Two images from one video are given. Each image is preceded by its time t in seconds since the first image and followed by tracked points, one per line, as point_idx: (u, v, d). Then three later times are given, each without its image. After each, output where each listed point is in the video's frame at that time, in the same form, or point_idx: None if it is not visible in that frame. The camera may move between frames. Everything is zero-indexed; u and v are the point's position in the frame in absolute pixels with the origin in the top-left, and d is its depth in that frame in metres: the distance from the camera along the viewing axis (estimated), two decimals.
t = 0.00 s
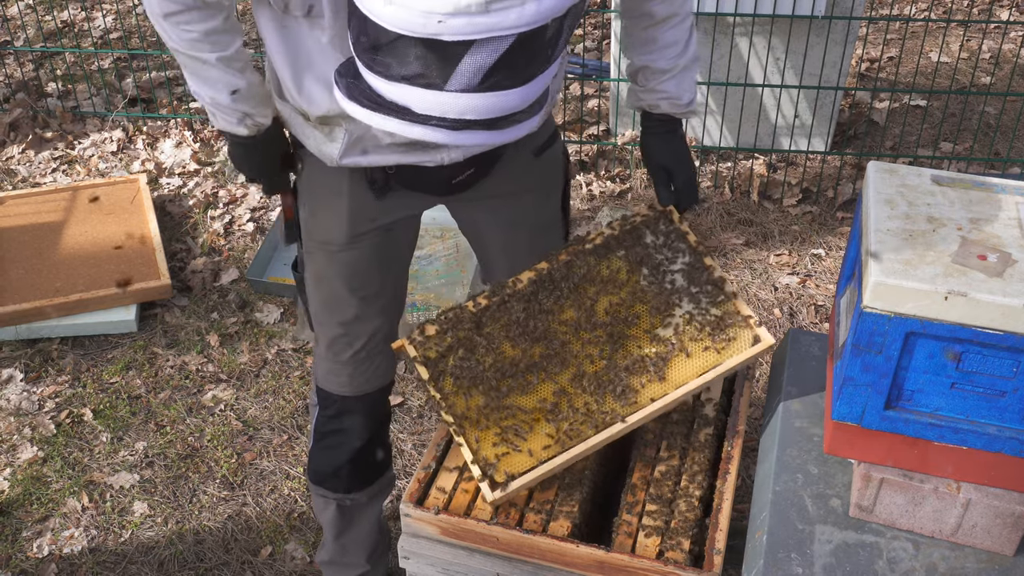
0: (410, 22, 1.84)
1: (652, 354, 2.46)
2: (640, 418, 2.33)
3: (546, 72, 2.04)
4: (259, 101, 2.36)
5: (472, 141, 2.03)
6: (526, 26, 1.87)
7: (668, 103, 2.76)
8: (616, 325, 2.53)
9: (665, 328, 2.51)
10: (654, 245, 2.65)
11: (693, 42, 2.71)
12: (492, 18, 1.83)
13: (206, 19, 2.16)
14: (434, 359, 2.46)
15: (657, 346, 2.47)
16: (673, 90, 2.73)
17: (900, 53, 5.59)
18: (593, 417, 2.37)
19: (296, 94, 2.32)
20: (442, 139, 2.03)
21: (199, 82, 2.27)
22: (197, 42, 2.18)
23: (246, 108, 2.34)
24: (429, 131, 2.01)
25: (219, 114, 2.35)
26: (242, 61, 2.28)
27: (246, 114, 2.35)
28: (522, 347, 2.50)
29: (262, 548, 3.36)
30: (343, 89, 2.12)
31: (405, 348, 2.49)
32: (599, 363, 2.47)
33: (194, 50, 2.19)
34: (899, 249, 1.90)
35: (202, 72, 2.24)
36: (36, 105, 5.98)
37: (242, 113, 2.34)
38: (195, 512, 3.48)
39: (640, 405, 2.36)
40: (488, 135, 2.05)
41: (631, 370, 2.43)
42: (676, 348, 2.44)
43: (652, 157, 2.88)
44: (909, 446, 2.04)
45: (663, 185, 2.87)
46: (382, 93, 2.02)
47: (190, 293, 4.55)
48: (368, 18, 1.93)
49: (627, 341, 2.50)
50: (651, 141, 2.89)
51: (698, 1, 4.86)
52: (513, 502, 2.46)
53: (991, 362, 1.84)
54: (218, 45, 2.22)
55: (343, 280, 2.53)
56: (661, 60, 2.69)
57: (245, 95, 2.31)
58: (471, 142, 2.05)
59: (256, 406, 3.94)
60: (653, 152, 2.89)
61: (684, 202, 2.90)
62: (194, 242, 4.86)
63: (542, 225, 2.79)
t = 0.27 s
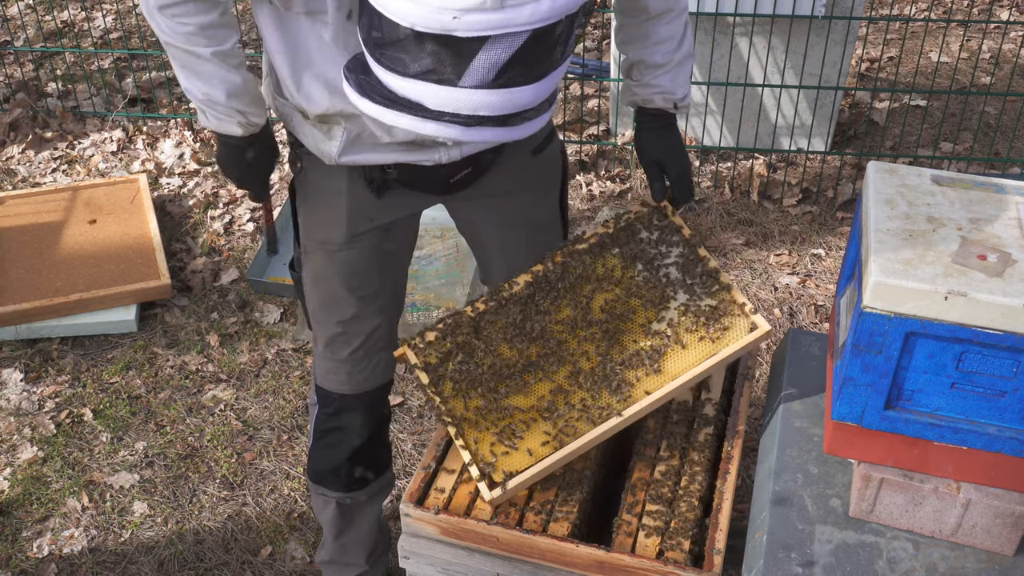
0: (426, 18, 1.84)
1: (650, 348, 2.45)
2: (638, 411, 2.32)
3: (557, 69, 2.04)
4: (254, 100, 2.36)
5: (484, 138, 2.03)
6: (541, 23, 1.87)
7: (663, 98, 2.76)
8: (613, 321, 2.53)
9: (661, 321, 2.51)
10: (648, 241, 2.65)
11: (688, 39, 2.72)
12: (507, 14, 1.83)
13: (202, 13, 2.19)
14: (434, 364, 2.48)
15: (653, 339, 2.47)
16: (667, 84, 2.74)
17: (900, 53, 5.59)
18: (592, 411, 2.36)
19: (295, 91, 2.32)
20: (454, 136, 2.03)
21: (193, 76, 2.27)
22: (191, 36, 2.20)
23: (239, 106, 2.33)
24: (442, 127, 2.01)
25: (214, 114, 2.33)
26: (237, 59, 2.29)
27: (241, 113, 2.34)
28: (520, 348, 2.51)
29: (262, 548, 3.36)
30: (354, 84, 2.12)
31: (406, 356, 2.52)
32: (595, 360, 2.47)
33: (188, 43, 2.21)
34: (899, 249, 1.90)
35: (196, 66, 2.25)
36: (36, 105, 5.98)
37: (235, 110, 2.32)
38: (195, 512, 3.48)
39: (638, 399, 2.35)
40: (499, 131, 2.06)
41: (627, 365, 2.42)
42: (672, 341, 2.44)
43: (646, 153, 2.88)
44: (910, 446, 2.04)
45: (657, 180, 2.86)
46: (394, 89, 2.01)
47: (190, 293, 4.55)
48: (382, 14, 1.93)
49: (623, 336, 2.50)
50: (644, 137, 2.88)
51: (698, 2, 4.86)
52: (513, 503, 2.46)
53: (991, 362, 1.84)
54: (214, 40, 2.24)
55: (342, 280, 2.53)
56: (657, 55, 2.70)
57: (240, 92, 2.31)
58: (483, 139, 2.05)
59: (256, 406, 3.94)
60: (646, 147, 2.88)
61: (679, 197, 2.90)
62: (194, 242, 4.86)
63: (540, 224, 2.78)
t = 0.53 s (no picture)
0: (431, 14, 1.82)
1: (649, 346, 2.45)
2: (638, 410, 2.31)
3: (562, 66, 2.02)
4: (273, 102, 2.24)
5: (490, 135, 2.00)
6: (547, 20, 1.85)
7: (663, 98, 2.76)
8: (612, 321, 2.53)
9: (660, 319, 2.51)
10: (648, 241, 2.67)
11: (687, 39, 2.72)
12: (514, 11, 1.81)
13: (203, 19, 2.09)
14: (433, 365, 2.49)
15: (651, 338, 2.46)
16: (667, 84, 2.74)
17: (900, 53, 5.59)
18: (590, 411, 2.36)
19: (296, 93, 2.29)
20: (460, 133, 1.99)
21: (206, 87, 2.17)
22: (200, 43, 2.11)
23: (259, 109, 2.20)
24: (448, 123, 1.96)
25: (233, 122, 2.21)
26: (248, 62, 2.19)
27: (260, 116, 2.21)
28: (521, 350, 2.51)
29: (262, 548, 3.36)
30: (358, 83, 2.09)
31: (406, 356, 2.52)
32: (594, 359, 2.47)
33: (197, 50, 2.11)
34: (899, 249, 1.90)
35: (209, 75, 2.15)
36: (36, 105, 5.98)
37: (256, 114, 2.20)
38: (195, 512, 3.48)
39: (638, 398, 2.35)
40: (505, 129, 2.01)
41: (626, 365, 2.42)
42: (671, 340, 2.43)
43: (646, 152, 2.88)
44: (910, 446, 2.04)
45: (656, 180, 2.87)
46: (401, 87, 1.98)
47: (190, 293, 4.55)
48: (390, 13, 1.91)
49: (622, 335, 2.50)
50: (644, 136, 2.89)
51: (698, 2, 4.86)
52: (513, 503, 2.46)
53: (991, 362, 1.84)
54: (220, 45, 2.13)
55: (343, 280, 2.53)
56: (657, 55, 2.70)
57: (258, 94, 2.19)
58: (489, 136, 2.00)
59: (256, 406, 3.94)
60: (646, 147, 2.88)
61: (679, 197, 2.89)
62: (194, 242, 4.86)
63: (540, 224, 2.79)
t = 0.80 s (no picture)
0: (428, 33, 1.57)
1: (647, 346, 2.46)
2: (637, 411, 2.31)
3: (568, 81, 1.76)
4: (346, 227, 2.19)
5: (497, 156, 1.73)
6: (551, 35, 1.60)
7: (660, 99, 2.78)
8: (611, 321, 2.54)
9: (658, 319, 2.52)
10: (646, 241, 2.67)
11: (684, 39, 2.72)
12: (515, 27, 1.56)
13: (286, 145, 2.01)
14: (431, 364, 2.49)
15: (650, 338, 2.47)
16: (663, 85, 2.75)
17: (900, 53, 5.59)
18: (589, 411, 2.36)
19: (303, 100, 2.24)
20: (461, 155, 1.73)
21: (288, 218, 2.10)
22: (280, 172, 2.03)
23: (335, 237, 2.16)
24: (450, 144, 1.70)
25: (309, 252, 2.16)
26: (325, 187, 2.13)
27: (337, 240, 2.17)
28: (515, 349, 2.53)
29: (262, 548, 3.36)
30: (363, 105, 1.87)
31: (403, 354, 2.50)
32: (592, 360, 2.47)
33: (279, 178, 2.03)
34: (899, 249, 1.90)
35: (289, 204, 2.08)
36: (36, 105, 5.98)
37: (332, 242, 2.16)
38: (195, 512, 3.48)
39: (637, 399, 2.35)
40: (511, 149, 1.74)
41: (625, 365, 2.42)
42: (670, 339, 2.44)
43: (642, 151, 2.88)
44: (909, 446, 2.04)
45: (652, 182, 2.88)
46: (397, 105, 1.73)
47: (190, 293, 4.55)
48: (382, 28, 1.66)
49: (620, 335, 2.50)
50: (641, 136, 2.90)
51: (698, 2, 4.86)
52: (513, 503, 2.46)
53: (991, 362, 1.84)
54: (303, 173, 2.06)
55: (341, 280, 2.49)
56: (653, 57, 2.69)
57: (335, 221, 2.15)
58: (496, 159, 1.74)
59: (256, 406, 3.94)
60: (642, 146, 2.89)
61: (674, 197, 2.88)
62: (194, 242, 4.86)
63: (540, 223, 2.80)
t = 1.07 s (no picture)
0: (439, 74, 1.63)
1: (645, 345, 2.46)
2: (635, 411, 2.31)
3: (576, 111, 1.83)
4: (410, 270, 2.29)
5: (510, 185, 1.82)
6: (558, 70, 1.65)
7: (658, 98, 2.78)
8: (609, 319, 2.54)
9: (656, 317, 2.52)
10: (645, 240, 2.66)
11: (683, 39, 2.72)
12: (523, 65, 1.61)
13: (339, 193, 2.19)
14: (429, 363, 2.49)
15: (648, 337, 2.47)
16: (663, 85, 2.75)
17: (900, 53, 5.58)
18: (590, 411, 2.36)
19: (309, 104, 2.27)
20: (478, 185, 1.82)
21: (350, 263, 2.23)
22: (337, 220, 2.18)
23: (399, 279, 2.25)
24: (466, 177, 1.79)
25: (376, 296, 2.27)
26: (382, 231, 2.25)
27: (403, 282, 2.26)
28: (514, 348, 2.52)
29: (262, 548, 3.36)
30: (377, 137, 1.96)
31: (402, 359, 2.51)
32: (590, 360, 2.47)
33: (335, 226, 2.18)
34: (899, 249, 1.90)
35: (349, 251, 2.22)
36: (36, 105, 5.97)
37: (397, 284, 2.25)
38: (195, 512, 3.48)
39: (637, 398, 2.34)
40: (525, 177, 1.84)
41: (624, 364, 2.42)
42: (669, 338, 2.44)
43: (641, 150, 2.89)
44: (909, 446, 2.04)
45: (649, 181, 2.87)
46: (414, 140, 1.82)
47: (190, 293, 4.55)
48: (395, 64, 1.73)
49: (618, 334, 2.50)
50: (640, 135, 2.90)
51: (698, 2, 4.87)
52: (513, 503, 2.46)
53: (991, 363, 1.84)
54: (358, 218, 2.21)
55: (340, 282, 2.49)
56: (653, 56, 2.69)
57: (396, 262, 2.25)
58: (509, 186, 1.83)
59: (256, 406, 3.94)
60: (641, 145, 2.89)
61: (672, 196, 2.88)
62: (194, 242, 4.86)
63: (540, 223, 2.79)
